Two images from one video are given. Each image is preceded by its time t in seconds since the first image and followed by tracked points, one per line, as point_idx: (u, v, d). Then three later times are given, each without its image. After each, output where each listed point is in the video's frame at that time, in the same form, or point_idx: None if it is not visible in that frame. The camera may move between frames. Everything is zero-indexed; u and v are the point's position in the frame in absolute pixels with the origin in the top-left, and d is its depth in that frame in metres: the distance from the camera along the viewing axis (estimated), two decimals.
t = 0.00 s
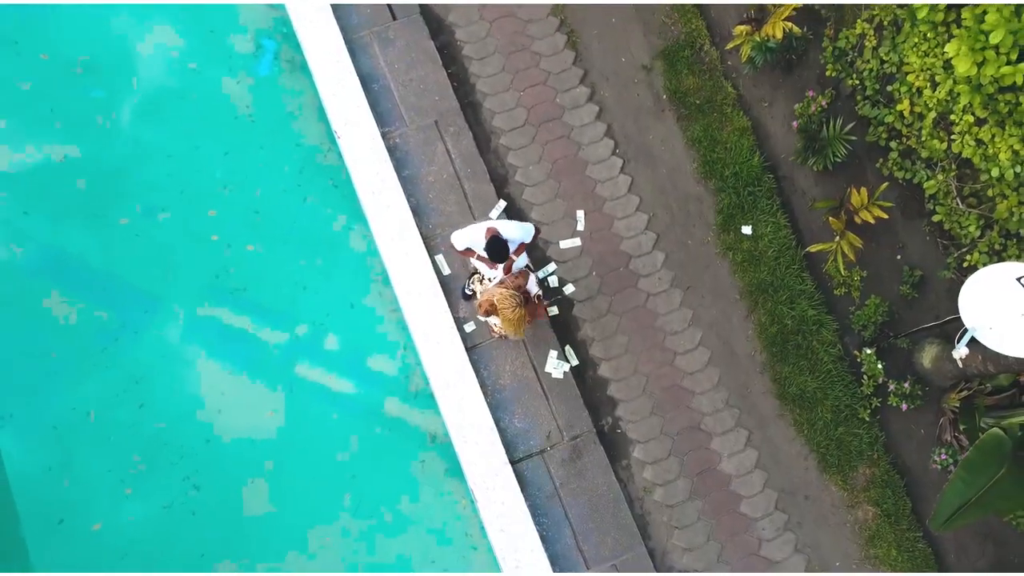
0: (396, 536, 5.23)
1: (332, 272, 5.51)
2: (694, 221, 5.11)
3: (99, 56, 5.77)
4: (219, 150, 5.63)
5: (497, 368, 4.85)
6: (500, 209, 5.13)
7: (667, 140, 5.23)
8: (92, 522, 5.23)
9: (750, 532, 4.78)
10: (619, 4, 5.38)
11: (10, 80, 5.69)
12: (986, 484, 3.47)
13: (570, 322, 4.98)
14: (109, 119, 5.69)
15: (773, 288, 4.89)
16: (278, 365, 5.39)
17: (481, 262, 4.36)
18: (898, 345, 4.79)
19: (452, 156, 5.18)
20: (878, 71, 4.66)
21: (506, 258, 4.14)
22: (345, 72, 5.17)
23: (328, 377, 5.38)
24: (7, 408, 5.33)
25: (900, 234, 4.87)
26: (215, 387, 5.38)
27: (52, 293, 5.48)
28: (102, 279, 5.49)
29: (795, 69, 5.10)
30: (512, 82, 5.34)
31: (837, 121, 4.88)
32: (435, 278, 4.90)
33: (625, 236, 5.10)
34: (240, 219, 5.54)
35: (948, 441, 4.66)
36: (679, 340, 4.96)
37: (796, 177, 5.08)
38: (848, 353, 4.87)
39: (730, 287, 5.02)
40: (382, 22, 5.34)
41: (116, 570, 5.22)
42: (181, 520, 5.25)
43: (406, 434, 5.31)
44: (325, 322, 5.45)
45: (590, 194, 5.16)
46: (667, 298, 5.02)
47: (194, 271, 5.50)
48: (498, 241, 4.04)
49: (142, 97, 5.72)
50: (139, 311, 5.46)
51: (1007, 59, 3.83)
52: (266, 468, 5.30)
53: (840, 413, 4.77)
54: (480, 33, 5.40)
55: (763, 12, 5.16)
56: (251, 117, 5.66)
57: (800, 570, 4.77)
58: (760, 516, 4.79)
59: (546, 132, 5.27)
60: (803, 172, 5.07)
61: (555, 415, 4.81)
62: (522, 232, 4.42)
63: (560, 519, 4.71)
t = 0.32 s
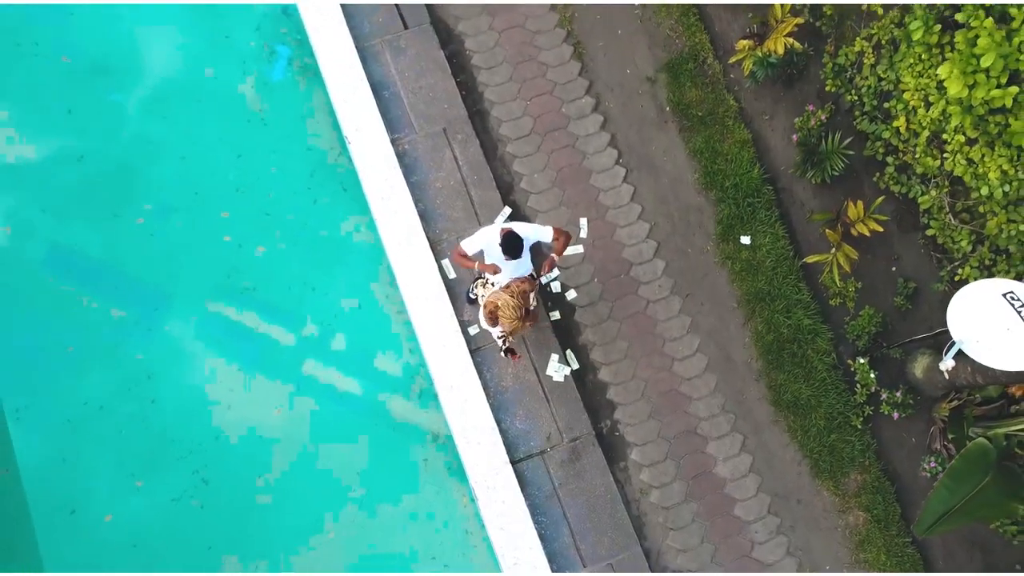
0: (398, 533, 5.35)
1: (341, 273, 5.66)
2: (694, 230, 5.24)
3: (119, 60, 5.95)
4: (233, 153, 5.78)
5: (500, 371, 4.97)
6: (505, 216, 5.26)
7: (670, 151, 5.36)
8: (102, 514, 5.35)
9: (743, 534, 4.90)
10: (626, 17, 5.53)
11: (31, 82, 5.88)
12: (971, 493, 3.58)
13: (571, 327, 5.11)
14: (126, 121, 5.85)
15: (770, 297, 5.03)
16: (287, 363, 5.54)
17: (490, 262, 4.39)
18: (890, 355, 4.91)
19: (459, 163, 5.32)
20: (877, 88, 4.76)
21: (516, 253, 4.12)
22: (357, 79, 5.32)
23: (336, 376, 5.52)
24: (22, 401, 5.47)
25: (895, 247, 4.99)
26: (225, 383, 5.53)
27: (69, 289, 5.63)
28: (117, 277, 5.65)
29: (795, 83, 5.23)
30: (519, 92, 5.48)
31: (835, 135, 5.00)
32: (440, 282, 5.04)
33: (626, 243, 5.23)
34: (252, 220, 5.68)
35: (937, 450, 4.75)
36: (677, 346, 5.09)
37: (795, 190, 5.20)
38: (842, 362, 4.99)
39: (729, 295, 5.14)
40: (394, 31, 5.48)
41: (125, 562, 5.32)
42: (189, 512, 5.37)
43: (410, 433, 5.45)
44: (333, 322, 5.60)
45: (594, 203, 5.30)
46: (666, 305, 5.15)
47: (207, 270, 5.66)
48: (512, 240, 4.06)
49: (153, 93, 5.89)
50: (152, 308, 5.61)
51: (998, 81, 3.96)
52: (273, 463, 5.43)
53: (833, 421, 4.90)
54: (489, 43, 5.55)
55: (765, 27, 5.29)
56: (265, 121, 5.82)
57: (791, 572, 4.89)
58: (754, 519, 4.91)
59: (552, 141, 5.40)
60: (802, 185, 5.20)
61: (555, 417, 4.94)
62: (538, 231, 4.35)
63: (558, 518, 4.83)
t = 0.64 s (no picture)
0: (400, 530, 5.48)
1: (348, 275, 5.82)
2: (694, 239, 5.37)
3: (138, 65, 6.14)
4: (245, 156, 5.94)
5: (502, 373, 5.12)
6: (510, 223, 5.39)
7: (671, 162, 5.49)
8: (112, 505, 5.48)
9: (736, 537, 5.02)
10: (631, 31, 5.68)
11: (52, 84, 6.08)
12: (955, 501, 3.73)
13: (573, 332, 5.24)
14: (143, 123, 6.03)
15: (767, 306, 5.17)
16: (294, 362, 5.69)
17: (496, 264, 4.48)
18: (883, 365, 5.03)
19: (466, 170, 5.45)
20: (874, 105, 4.91)
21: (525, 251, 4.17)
22: (368, 87, 5.46)
23: (342, 376, 5.67)
24: (36, 393, 5.62)
25: (890, 259, 5.12)
26: (234, 380, 5.67)
27: (84, 286, 5.79)
28: (131, 274, 5.80)
29: (796, 97, 5.35)
30: (525, 101, 5.62)
31: (833, 149, 5.13)
32: (446, 286, 5.18)
33: (628, 252, 5.37)
34: (263, 222, 5.83)
35: (926, 458, 4.88)
36: (675, 352, 5.22)
37: (792, 202, 5.33)
38: (836, 371, 5.12)
39: (726, 304, 5.27)
40: (405, 40, 5.63)
41: (133, 553, 5.44)
42: (197, 505, 5.50)
43: (413, 432, 5.60)
44: (340, 323, 5.75)
45: (597, 211, 5.43)
46: (666, 313, 5.28)
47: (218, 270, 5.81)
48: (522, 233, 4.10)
49: (169, 97, 6.07)
50: (165, 306, 5.76)
51: (987, 105, 4.08)
52: (279, 460, 5.56)
53: (826, 428, 5.03)
54: (497, 53, 5.69)
55: (767, 43, 5.42)
56: (277, 126, 5.99)
57: None
58: (746, 523, 5.04)
59: (557, 150, 5.54)
60: (800, 197, 5.33)
61: (555, 420, 5.07)
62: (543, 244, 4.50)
63: (556, 518, 4.96)
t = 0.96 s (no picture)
0: (402, 526, 5.63)
1: (356, 277, 5.98)
2: (693, 249, 5.51)
3: (154, 69, 6.31)
4: (258, 159, 6.11)
5: (504, 376, 5.25)
6: (514, 229, 5.52)
7: (673, 173, 5.63)
8: (123, 497, 5.63)
9: (728, 540, 5.16)
10: (636, 43, 5.83)
11: (71, 86, 6.26)
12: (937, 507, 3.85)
13: (573, 336, 5.39)
14: (159, 125, 6.20)
15: (763, 315, 5.31)
16: (302, 360, 5.84)
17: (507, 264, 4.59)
18: (875, 375, 5.16)
19: (472, 177, 5.60)
20: (871, 122, 5.01)
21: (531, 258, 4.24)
22: (378, 95, 5.61)
23: (348, 375, 5.82)
24: (51, 386, 5.79)
25: (885, 272, 5.25)
26: (243, 378, 5.82)
27: (100, 283, 5.95)
28: (146, 272, 5.97)
29: (795, 112, 5.50)
30: (531, 111, 5.76)
31: (831, 163, 5.26)
32: (450, 290, 5.33)
33: (628, 259, 5.51)
34: (274, 224, 5.99)
35: (915, 466, 5.02)
36: (673, 358, 5.36)
37: (790, 214, 5.48)
38: (829, 379, 5.26)
39: (724, 312, 5.41)
40: (415, 49, 5.77)
41: (143, 543, 5.58)
42: (205, 499, 5.65)
43: (417, 431, 5.75)
44: (347, 323, 5.91)
45: (599, 219, 5.57)
46: (664, 319, 5.42)
47: (229, 269, 5.96)
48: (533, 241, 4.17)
49: (184, 100, 6.23)
50: (177, 304, 5.93)
51: (976, 126, 4.14)
52: (285, 455, 5.71)
53: (818, 435, 5.17)
54: (505, 63, 5.84)
55: (768, 58, 5.56)
56: (289, 131, 6.16)
57: None
58: (739, 525, 5.17)
59: (562, 159, 5.68)
60: (797, 209, 5.47)
61: (555, 422, 5.20)
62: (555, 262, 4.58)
63: (554, 517, 5.09)
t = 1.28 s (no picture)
0: (405, 521, 5.78)
1: (363, 278, 6.15)
2: (693, 257, 5.66)
3: (171, 71, 6.48)
4: (271, 161, 6.28)
5: (506, 377, 5.39)
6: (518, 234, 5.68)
7: (674, 182, 5.78)
8: (134, 488, 5.79)
9: (721, 541, 5.30)
10: (641, 55, 5.98)
11: (89, 87, 6.43)
12: (920, 513, 4.01)
13: (574, 340, 5.54)
14: (175, 127, 6.37)
15: (759, 322, 5.46)
16: (310, 358, 6.01)
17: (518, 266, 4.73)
18: (867, 384, 5.30)
19: (479, 183, 5.74)
20: (867, 137, 5.13)
21: (541, 263, 4.37)
22: (389, 101, 5.75)
23: (355, 373, 5.99)
24: (65, 379, 5.95)
25: (879, 283, 5.40)
26: (252, 373, 5.98)
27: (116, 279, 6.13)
28: (160, 270, 6.14)
29: (795, 125, 5.64)
30: (537, 119, 5.92)
31: (828, 176, 5.40)
32: (455, 292, 5.49)
33: (629, 266, 5.65)
34: (286, 225, 6.17)
35: (904, 473, 5.15)
36: (671, 363, 5.51)
37: (788, 225, 5.63)
38: (822, 387, 5.40)
39: (721, 319, 5.56)
40: (425, 57, 5.92)
41: (151, 533, 5.74)
42: (213, 491, 5.81)
43: (420, 429, 5.92)
44: (355, 323, 6.08)
45: (601, 226, 5.72)
46: (663, 325, 5.57)
47: (241, 268, 6.13)
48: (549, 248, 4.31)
49: (199, 102, 6.41)
50: (189, 301, 6.09)
51: (965, 146, 4.27)
52: (293, 451, 5.87)
53: (810, 440, 5.31)
54: (513, 73, 6.00)
55: (769, 72, 5.70)
56: (301, 135, 6.34)
57: None
58: (732, 527, 5.32)
59: (566, 167, 5.83)
60: (795, 220, 5.62)
61: (554, 423, 5.35)
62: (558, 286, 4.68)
63: (551, 516, 5.23)
